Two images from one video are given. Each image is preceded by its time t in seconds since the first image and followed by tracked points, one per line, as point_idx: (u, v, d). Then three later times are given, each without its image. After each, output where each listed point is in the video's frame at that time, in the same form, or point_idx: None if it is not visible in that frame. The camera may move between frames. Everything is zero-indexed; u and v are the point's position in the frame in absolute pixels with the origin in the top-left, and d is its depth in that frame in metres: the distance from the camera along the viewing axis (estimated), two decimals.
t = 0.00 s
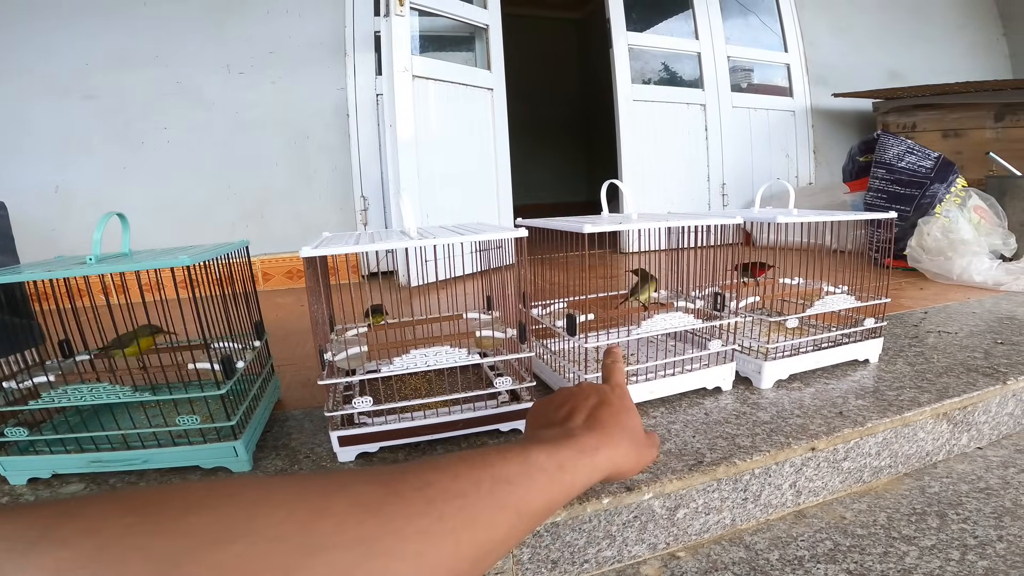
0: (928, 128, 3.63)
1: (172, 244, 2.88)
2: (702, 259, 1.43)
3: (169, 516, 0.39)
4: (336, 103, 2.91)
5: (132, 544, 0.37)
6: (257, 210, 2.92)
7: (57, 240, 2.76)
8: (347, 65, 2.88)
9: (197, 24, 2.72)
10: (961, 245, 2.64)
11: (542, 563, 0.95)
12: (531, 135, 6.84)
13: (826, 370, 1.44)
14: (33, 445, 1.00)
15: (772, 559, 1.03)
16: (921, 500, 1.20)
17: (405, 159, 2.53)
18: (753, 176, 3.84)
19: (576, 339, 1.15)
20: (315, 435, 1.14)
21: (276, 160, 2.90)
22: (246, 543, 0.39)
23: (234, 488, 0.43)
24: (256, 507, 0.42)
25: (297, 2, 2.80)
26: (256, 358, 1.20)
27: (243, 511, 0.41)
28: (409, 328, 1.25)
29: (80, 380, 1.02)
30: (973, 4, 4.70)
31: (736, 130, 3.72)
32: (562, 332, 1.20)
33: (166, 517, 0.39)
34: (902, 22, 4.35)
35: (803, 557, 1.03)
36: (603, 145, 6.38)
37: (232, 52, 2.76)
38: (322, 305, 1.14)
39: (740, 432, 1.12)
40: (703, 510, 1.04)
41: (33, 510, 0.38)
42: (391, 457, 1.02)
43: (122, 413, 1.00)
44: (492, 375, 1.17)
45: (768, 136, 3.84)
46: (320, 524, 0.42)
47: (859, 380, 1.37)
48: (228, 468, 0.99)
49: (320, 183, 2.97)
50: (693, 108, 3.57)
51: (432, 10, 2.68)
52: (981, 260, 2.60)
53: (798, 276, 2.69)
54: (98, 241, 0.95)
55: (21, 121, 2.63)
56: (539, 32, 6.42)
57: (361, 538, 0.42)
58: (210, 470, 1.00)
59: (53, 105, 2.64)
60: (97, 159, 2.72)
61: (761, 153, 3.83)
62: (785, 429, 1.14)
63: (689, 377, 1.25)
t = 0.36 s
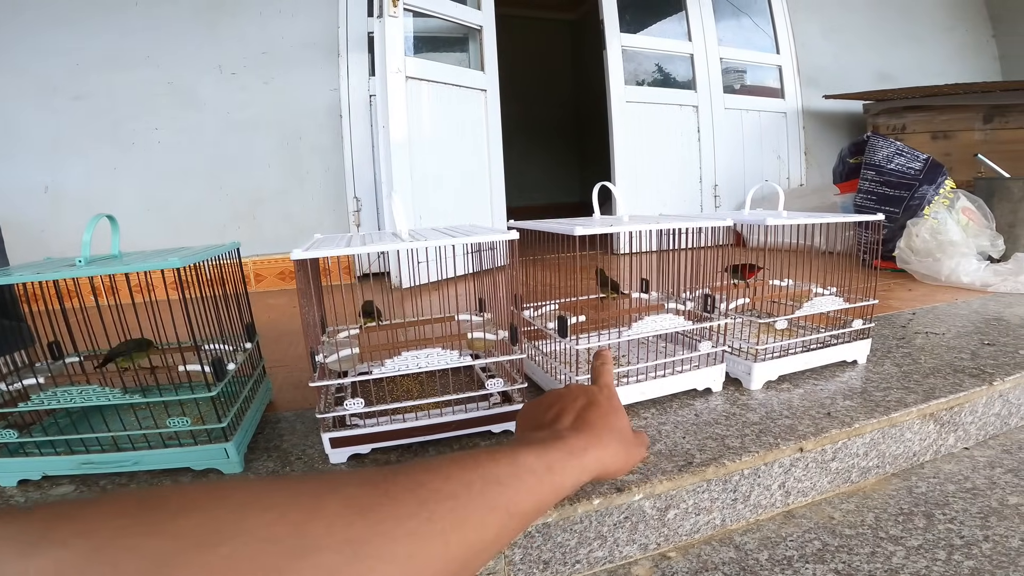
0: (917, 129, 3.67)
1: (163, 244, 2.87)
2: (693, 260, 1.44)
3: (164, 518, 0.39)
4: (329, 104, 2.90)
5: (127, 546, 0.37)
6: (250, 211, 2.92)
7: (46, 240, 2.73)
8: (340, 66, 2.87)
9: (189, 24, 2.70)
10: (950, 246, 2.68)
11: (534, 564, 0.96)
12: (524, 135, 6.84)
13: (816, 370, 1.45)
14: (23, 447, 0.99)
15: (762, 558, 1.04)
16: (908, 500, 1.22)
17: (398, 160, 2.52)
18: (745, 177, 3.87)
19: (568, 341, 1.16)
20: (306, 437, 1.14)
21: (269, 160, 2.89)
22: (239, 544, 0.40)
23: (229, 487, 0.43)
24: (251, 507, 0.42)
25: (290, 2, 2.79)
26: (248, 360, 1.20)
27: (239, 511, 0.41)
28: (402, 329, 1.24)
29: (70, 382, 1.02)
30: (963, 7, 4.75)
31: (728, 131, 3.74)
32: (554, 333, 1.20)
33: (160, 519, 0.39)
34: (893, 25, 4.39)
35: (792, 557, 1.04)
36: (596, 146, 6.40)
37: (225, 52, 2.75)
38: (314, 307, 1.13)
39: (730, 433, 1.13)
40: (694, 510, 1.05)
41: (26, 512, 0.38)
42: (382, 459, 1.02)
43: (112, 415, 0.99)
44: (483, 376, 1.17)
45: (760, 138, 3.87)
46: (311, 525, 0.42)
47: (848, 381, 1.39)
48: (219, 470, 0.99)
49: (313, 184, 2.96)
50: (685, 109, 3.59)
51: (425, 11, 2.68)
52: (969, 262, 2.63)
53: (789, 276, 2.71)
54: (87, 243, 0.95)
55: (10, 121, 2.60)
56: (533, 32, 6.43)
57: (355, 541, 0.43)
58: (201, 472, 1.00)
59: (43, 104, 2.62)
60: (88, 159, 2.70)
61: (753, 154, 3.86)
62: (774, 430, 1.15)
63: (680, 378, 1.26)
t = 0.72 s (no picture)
0: (912, 130, 3.70)
1: (162, 245, 2.86)
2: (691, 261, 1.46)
3: (166, 531, 0.41)
4: (327, 104, 2.90)
5: (133, 558, 0.39)
6: (249, 212, 2.92)
7: (45, 241, 2.73)
8: (338, 66, 2.88)
9: (187, 24, 2.70)
10: (944, 247, 2.71)
11: (539, 561, 0.97)
12: (522, 135, 6.86)
13: (813, 370, 1.47)
14: (30, 448, 1.00)
15: (763, 555, 1.06)
16: (905, 497, 1.24)
17: (398, 160, 2.53)
18: (741, 177, 3.89)
19: (570, 340, 1.17)
20: (311, 437, 1.15)
21: (267, 161, 2.89)
22: (237, 556, 0.41)
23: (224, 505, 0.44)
24: (249, 521, 0.43)
25: (288, 2, 2.79)
26: (252, 360, 1.21)
27: (232, 527, 0.42)
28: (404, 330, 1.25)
29: (78, 383, 1.03)
30: (956, 8, 4.79)
31: (725, 132, 3.76)
32: (556, 334, 1.22)
33: (162, 531, 0.41)
34: (887, 26, 4.42)
35: (792, 553, 1.06)
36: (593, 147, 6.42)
37: (223, 53, 2.75)
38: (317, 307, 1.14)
39: (731, 431, 1.15)
40: (696, 507, 1.07)
41: (30, 527, 0.40)
42: (388, 458, 1.03)
43: (120, 416, 1.00)
44: (487, 376, 1.19)
45: (756, 139, 3.89)
46: (306, 540, 0.44)
47: (845, 380, 1.41)
48: (226, 470, 1.00)
49: (312, 185, 2.96)
50: (682, 110, 3.61)
51: (424, 11, 2.69)
52: (963, 262, 2.65)
53: (786, 276, 2.74)
54: (93, 244, 0.95)
55: (7, 122, 2.60)
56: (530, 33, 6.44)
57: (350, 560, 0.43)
58: (208, 472, 1.01)
59: (41, 105, 2.61)
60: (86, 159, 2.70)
61: (750, 155, 3.88)
62: (773, 428, 1.16)
63: (680, 377, 1.27)
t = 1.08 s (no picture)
0: (909, 131, 3.74)
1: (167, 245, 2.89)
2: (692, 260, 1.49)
3: (147, 555, 0.51)
4: (331, 105, 2.93)
5: None
6: (254, 212, 2.95)
7: (51, 241, 2.75)
8: (342, 67, 2.91)
9: (192, 25, 2.73)
10: (940, 246, 2.75)
11: (547, 549, 1.01)
12: (522, 135, 6.89)
13: (811, 365, 1.51)
14: (52, 441, 1.03)
15: (763, 545, 1.10)
16: (901, 489, 1.27)
17: (402, 160, 2.57)
18: (741, 177, 3.93)
19: (575, 336, 1.21)
20: (324, 430, 1.18)
21: (271, 162, 2.92)
22: None
23: (203, 532, 0.54)
24: (217, 548, 0.53)
25: (292, 4, 2.82)
26: (265, 356, 1.25)
27: (203, 555, 0.52)
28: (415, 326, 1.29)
29: (99, 378, 1.06)
30: (954, 9, 4.83)
31: (724, 133, 3.80)
32: (561, 329, 1.25)
33: (143, 557, 0.51)
34: (884, 27, 4.46)
35: (791, 543, 1.10)
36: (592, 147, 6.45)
37: (228, 54, 2.78)
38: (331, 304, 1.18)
39: (731, 423, 1.18)
40: (697, 498, 1.10)
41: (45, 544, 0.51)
42: (399, 450, 1.07)
43: (140, 410, 1.03)
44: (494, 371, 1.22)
45: (755, 139, 3.93)
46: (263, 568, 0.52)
47: (841, 374, 1.44)
48: (243, 462, 1.04)
49: (315, 186, 3.00)
50: (682, 111, 3.64)
51: (427, 13, 2.72)
52: (959, 261, 2.69)
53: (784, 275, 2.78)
54: (115, 243, 0.98)
55: (14, 123, 2.62)
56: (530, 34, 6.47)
57: None
58: (225, 464, 1.04)
59: (47, 106, 2.64)
60: (93, 159, 2.73)
61: (748, 155, 3.91)
62: (772, 420, 1.20)
63: (682, 372, 1.30)
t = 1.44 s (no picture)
0: (913, 129, 3.76)
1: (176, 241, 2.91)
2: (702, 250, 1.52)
3: None
4: (339, 102, 2.96)
5: None
6: (263, 208, 2.98)
7: (62, 236, 2.78)
8: (350, 64, 2.93)
9: (203, 23, 2.75)
10: (945, 242, 2.74)
11: (561, 533, 1.02)
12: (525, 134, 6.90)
13: (819, 356, 1.52)
14: (76, 427, 1.05)
15: (775, 532, 1.11)
16: (909, 478, 1.29)
17: (411, 156, 2.59)
18: (745, 174, 3.94)
19: (587, 324, 1.23)
20: (340, 417, 1.20)
21: (280, 159, 2.95)
22: None
23: None
24: None
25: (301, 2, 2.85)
26: (282, 343, 1.26)
27: None
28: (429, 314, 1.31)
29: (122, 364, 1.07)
30: (958, 7, 4.84)
31: (728, 130, 3.81)
32: (573, 317, 1.27)
33: None
34: (888, 25, 4.47)
35: (803, 530, 1.11)
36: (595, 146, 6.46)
37: (238, 51, 2.80)
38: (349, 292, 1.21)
39: (742, 410, 1.20)
40: (709, 484, 1.12)
41: None
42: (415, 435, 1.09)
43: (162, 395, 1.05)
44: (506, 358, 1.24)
45: (760, 136, 3.94)
46: None
47: (849, 364, 1.46)
48: (263, 448, 1.06)
49: (323, 182, 3.02)
50: (686, 109, 3.66)
51: (436, 11, 2.75)
52: (964, 256, 2.71)
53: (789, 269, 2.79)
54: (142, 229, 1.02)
55: (26, 120, 2.65)
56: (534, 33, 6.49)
57: None
58: (245, 450, 1.06)
59: (59, 103, 2.67)
60: (104, 155, 2.75)
61: (753, 152, 3.93)
62: (783, 408, 1.22)
63: (694, 360, 1.31)
